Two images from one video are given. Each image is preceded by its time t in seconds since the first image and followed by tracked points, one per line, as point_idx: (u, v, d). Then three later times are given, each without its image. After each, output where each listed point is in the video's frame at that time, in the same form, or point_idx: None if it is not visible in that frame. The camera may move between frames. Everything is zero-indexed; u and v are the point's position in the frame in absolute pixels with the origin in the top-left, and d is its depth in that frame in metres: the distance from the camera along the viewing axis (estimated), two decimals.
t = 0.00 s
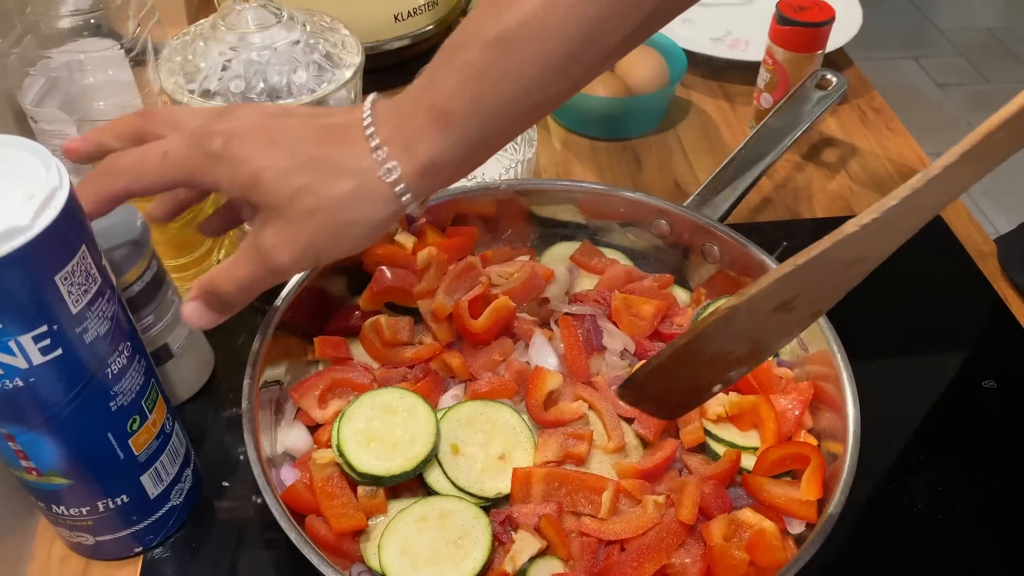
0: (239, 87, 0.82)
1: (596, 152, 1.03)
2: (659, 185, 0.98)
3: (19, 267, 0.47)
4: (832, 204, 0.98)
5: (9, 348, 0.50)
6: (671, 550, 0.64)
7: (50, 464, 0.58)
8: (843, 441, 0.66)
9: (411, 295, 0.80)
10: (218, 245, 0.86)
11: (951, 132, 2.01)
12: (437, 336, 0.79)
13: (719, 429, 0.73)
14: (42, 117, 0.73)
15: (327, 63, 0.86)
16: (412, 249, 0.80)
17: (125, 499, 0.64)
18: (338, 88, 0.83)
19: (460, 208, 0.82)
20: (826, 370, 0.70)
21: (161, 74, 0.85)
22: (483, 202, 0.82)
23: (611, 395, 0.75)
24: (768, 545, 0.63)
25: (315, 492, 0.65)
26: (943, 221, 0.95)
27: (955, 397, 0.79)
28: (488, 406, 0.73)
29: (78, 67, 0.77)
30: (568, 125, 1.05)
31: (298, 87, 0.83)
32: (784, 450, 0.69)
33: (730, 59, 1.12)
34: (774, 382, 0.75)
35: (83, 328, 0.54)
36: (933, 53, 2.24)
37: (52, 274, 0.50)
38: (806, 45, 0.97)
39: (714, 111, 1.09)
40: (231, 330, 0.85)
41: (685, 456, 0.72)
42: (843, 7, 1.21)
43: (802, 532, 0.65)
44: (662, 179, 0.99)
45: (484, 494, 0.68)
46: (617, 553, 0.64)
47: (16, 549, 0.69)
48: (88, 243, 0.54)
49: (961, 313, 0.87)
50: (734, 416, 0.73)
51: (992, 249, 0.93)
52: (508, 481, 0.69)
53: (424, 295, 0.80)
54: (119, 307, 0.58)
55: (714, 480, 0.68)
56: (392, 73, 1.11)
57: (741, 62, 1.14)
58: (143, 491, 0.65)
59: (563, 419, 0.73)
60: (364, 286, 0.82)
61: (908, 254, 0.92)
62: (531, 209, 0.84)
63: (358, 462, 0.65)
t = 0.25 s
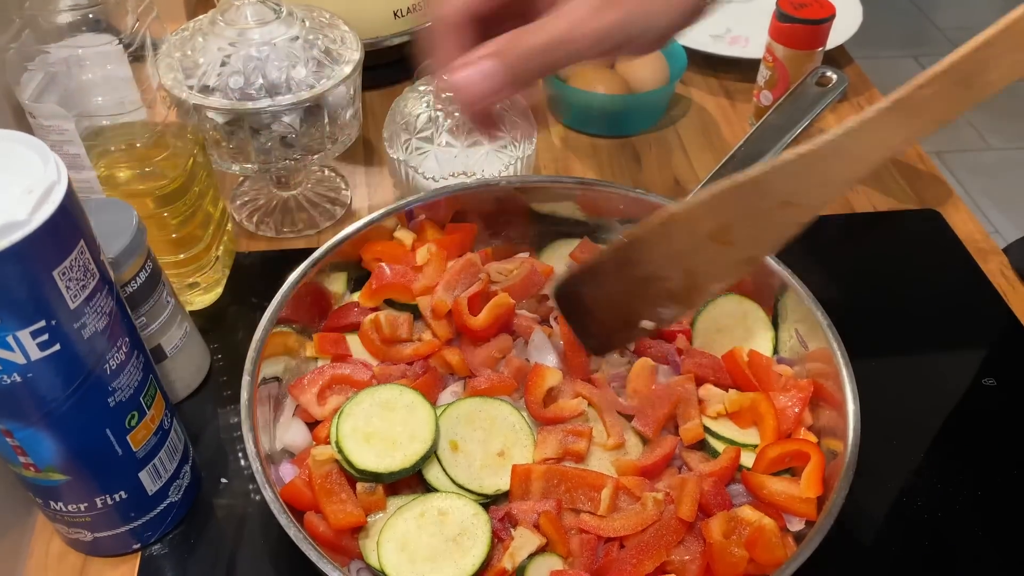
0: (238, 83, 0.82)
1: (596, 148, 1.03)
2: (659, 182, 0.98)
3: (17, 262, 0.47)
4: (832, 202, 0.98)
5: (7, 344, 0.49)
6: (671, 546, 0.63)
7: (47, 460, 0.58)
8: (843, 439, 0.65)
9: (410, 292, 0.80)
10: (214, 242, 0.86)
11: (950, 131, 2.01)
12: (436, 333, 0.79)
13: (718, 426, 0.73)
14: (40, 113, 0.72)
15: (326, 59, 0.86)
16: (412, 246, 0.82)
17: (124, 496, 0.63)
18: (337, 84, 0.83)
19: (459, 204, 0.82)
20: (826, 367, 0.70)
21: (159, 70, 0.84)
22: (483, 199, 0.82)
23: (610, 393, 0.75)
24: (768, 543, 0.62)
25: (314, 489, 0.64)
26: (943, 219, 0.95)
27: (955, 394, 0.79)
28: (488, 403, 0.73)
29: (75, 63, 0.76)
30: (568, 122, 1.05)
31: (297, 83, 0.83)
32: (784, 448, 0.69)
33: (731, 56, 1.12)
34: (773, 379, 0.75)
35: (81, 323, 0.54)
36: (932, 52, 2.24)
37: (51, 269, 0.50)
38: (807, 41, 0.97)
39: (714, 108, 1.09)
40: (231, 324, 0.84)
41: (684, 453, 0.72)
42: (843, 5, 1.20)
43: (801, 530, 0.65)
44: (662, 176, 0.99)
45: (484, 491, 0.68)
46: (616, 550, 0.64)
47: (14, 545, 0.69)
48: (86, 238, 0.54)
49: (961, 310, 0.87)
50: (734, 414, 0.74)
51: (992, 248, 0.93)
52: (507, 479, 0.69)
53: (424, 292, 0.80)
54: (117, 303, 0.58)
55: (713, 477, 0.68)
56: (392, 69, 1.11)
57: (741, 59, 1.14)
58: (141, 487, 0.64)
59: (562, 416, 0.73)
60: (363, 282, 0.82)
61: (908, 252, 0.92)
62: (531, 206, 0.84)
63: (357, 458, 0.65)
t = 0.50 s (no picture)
0: (236, 79, 0.82)
1: (595, 146, 1.03)
2: (659, 180, 0.98)
3: (15, 257, 0.47)
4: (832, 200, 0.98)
5: (4, 340, 0.49)
6: (670, 544, 0.64)
7: (45, 457, 0.57)
8: (842, 437, 0.65)
9: (409, 290, 0.80)
10: (213, 238, 0.86)
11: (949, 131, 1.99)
12: (435, 330, 0.79)
13: (717, 424, 0.73)
14: (37, 109, 0.72)
15: (325, 56, 0.85)
16: (410, 243, 0.82)
17: (122, 493, 0.63)
18: (336, 81, 0.83)
19: (458, 203, 0.82)
20: (825, 365, 0.70)
21: (156, 66, 0.83)
22: (482, 196, 0.82)
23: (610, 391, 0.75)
24: (767, 541, 0.62)
25: (313, 487, 0.64)
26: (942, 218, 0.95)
27: (955, 393, 0.79)
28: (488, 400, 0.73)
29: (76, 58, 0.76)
30: (567, 120, 1.05)
31: (296, 80, 0.83)
32: (784, 446, 0.69)
33: (731, 54, 1.12)
34: (772, 377, 0.75)
35: (80, 320, 0.54)
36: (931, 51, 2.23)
37: (49, 265, 0.50)
38: (806, 39, 0.97)
39: (714, 106, 1.08)
40: (230, 322, 0.84)
41: (683, 451, 0.72)
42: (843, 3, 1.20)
43: (800, 527, 0.65)
44: (662, 174, 0.99)
45: (482, 489, 0.68)
46: (615, 548, 0.64)
47: (11, 543, 0.69)
48: (84, 234, 0.53)
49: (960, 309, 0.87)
50: (732, 411, 0.73)
51: (991, 246, 0.93)
52: (506, 477, 0.69)
53: (423, 289, 0.80)
54: (115, 299, 0.58)
55: (713, 475, 0.68)
56: (391, 66, 1.10)
57: (740, 57, 1.14)
58: (139, 484, 0.64)
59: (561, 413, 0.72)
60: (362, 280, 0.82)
61: (908, 250, 0.92)
62: (530, 203, 0.84)
63: (355, 455, 0.65)
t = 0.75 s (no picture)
0: (236, 70, 0.81)
1: (596, 140, 1.03)
2: (660, 174, 0.98)
3: (15, 243, 0.47)
4: (833, 194, 0.98)
5: (3, 328, 0.49)
6: (672, 536, 0.63)
7: (44, 447, 0.57)
8: (844, 428, 0.65)
9: (410, 282, 0.79)
10: (213, 231, 0.85)
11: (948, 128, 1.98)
12: (436, 322, 0.78)
13: (719, 416, 0.73)
14: (35, 100, 0.71)
15: (325, 47, 0.85)
16: (410, 235, 0.81)
17: (121, 484, 0.63)
18: (336, 72, 0.83)
19: (459, 195, 0.81)
20: (827, 356, 0.70)
21: (155, 58, 0.83)
22: (482, 188, 0.81)
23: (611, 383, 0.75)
24: (769, 531, 0.62)
25: (312, 480, 0.64)
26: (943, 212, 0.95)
27: (956, 386, 0.79)
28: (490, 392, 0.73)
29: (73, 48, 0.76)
30: (567, 114, 1.05)
31: (296, 71, 0.82)
32: (785, 437, 0.69)
33: (731, 48, 1.12)
34: (773, 370, 0.75)
35: (80, 308, 0.53)
36: (930, 49, 2.23)
37: (48, 252, 0.49)
38: (808, 33, 0.96)
39: (714, 100, 1.08)
40: (230, 315, 0.83)
41: (685, 443, 0.72)
42: None
43: (803, 519, 0.64)
44: (663, 168, 0.99)
45: (479, 480, 0.68)
46: (617, 539, 0.64)
47: (10, 534, 0.68)
48: (84, 223, 0.53)
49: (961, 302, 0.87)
50: (734, 403, 0.73)
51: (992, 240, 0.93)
52: (504, 469, 0.69)
53: (423, 281, 0.79)
54: (114, 288, 0.58)
55: (714, 466, 0.67)
56: (390, 60, 1.10)
57: (741, 52, 1.14)
58: (139, 475, 0.64)
59: (563, 405, 0.72)
60: (362, 272, 0.82)
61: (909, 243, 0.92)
62: (531, 196, 0.84)
63: (347, 445, 0.65)
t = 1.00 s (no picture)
0: (239, 74, 0.82)
1: (595, 142, 1.03)
2: (659, 176, 0.98)
3: (22, 249, 0.47)
4: (832, 196, 0.98)
5: (10, 332, 0.49)
6: (673, 537, 0.64)
7: (50, 450, 0.57)
8: (844, 431, 0.66)
9: (411, 285, 0.80)
10: (215, 234, 0.86)
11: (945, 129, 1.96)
12: (437, 324, 0.78)
13: (720, 418, 0.74)
14: (40, 104, 0.72)
15: (326, 51, 0.85)
16: (412, 238, 0.82)
17: (126, 486, 0.63)
18: (338, 76, 0.83)
19: (460, 197, 0.82)
20: (826, 358, 0.70)
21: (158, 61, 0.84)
22: (483, 191, 0.82)
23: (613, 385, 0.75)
24: (770, 532, 0.63)
25: (316, 482, 0.65)
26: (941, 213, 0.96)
27: (954, 387, 0.80)
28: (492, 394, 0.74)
29: (76, 51, 0.76)
30: (567, 116, 1.05)
31: (298, 75, 0.83)
32: (785, 439, 0.69)
33: (730, 50, 1.12)
34: (773, 372, 0.75)
35: (85, 312, 0.54)
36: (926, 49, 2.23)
37: (55, 257, 0.50)
38: (807, 35, 0.97)
39: (713, 102, 1.09)
40: (232, 317, 0.84)
41: (686, 444, 0.72)
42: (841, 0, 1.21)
43: (803, 520, 0.65)
44: (663, 170, 0.99)
45: (481, 481, 0.68)
46: (619, 541, 0.64)
47: (15, 537, 0.69)
48: (89, 227, 0.53)
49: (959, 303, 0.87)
50: (734, 405, 0.74)
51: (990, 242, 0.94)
52: (507, 471, 0.69)
53: (425, 283, 0.80)
54: (119, 291, 0.58)
55: (715, 468, 0.68)
56: (390, 62, 1.10)
57: (739, 54, 1.14)
58: (143, 478, 0.64)
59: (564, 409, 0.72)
60: (364, 274, 0.82)
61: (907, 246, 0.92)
62: (532, 199, 0.84)
63: (351, 447, 0.65)
